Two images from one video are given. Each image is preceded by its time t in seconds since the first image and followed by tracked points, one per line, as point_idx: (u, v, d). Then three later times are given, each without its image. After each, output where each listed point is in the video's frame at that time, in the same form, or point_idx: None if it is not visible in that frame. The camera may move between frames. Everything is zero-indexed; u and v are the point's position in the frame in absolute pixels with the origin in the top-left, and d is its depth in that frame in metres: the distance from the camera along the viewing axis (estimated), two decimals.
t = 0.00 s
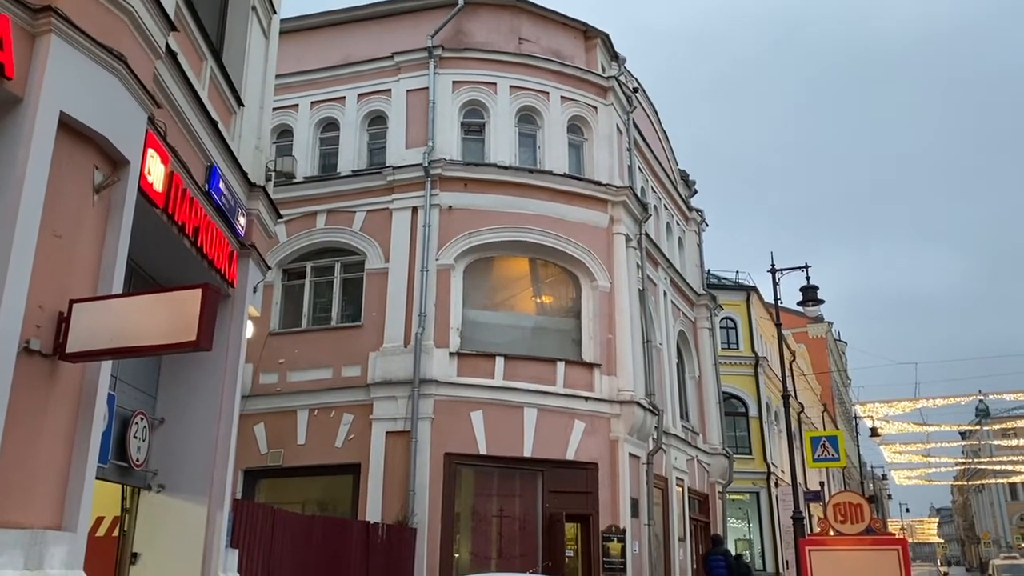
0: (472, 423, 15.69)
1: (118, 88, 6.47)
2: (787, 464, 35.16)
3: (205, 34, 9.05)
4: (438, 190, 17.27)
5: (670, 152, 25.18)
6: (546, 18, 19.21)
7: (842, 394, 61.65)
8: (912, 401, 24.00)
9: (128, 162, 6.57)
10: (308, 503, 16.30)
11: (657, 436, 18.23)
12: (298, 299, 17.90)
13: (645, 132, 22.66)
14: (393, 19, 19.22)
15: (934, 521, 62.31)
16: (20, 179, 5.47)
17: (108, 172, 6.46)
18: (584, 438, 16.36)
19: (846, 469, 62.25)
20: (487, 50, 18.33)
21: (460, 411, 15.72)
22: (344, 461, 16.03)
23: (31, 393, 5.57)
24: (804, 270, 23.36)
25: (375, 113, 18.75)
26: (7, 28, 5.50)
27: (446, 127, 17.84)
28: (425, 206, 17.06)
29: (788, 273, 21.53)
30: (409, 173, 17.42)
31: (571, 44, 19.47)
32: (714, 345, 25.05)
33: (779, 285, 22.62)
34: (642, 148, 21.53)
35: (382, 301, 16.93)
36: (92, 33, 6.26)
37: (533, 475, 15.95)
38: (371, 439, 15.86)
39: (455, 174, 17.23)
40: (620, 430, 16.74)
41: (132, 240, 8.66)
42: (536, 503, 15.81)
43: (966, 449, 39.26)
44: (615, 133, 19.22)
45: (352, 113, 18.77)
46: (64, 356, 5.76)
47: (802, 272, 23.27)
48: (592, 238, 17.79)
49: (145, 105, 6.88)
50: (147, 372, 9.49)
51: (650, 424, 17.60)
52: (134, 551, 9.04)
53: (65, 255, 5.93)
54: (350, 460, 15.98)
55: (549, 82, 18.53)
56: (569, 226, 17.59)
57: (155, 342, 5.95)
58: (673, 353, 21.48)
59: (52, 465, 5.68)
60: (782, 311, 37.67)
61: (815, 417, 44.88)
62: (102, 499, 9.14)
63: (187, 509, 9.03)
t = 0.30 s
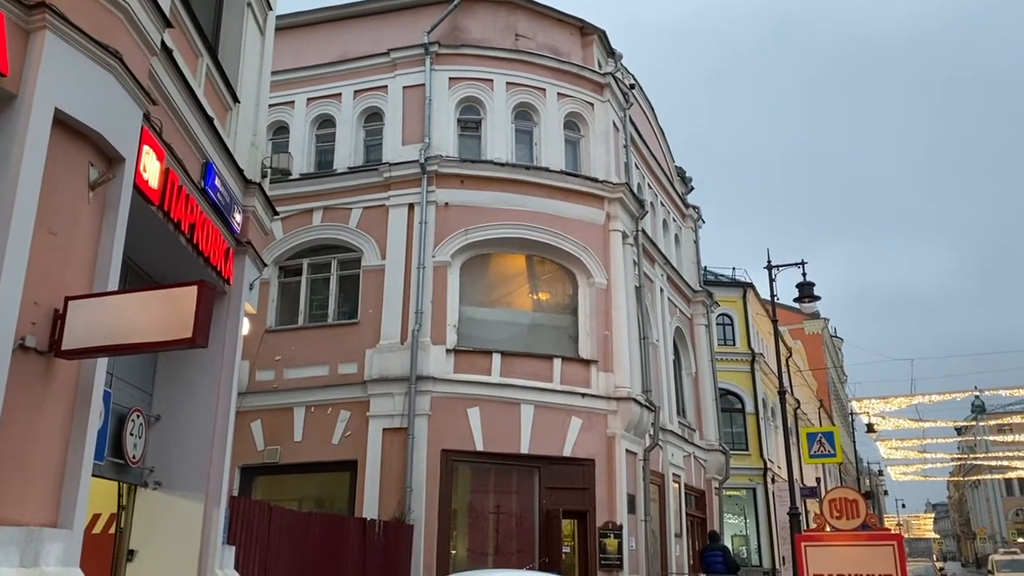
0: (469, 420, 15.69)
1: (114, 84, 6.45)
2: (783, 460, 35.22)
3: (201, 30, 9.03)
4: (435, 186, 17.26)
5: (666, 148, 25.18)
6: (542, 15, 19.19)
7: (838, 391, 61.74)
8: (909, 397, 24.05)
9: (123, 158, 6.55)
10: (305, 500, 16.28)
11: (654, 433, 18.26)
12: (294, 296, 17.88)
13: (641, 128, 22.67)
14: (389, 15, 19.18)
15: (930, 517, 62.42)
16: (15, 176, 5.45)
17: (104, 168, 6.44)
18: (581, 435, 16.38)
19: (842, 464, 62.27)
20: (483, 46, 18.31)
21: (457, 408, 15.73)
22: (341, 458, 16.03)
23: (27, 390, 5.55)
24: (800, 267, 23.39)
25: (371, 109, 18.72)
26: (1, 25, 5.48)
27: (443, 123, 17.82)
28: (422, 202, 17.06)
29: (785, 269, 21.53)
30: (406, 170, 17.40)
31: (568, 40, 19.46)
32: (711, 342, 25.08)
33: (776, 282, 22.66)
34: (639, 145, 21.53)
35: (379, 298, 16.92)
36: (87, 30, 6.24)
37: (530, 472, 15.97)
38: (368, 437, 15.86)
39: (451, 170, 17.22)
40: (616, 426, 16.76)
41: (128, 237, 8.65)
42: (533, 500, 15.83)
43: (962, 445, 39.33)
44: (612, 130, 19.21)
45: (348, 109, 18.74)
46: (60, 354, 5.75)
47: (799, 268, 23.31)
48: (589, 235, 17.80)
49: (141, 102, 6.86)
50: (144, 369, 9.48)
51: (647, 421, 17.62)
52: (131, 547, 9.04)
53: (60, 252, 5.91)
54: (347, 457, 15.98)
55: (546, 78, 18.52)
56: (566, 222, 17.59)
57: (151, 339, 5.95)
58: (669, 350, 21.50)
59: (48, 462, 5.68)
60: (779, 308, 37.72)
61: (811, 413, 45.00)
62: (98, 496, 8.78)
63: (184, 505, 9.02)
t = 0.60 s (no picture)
0: (465, 417, 15.70)
1: (109, 81, 6.44)
2: (779, 457, 35.29)
3: (196, 27, 9.01)
4: (431, 184, 17.25)
5: (662, 146, 25.19)
6: (539, 12, 19.18)
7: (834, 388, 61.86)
8: (903, 394, 24.11)
9: (118, 155, 6.53)
10: (300, 498, 16.27)
11: (650, 430, 18.28)
12: (290, 293, 17.86)
13: (637, 126, 22.67)
14: (385, 12, 19.16)
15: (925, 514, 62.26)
16: (9, 173, 5.43)
17: (99, 166, 6.42)
18: (577, 432, 16.39)
19: (838, 461, 62.38)
20: (479, 44, 18.30)
21: (453, 405, 15.73)
22: (337, 455, 16.03)
23: (22, 387, 5.54)
24: (795, 264, 23.42)
25: (367, 106, 18.70)
26: None
27: (438, 121, 17.80)
28: (418, 200, 17.04)
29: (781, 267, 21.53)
30: (402, 167, 17.39)
31: (564, 38, 19.44)
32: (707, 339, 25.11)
33: (771, 279, 22.70)
34: (635, 142, 21.53)
35: (375, 295, 16.91)
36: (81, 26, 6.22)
37: (525, 469, 15.98)
38: (364, 434, 15.86)
39: (447, 168, 17.21)
40: (612, 423, 16.76)
41: (123, 235, 8.62)
42: (529, 497, 15.84)
43: (957, 442, 39.43)
44: (608, 127, 19.21)
45: (344, 106, 18.71)
46: (54, 351, 5.74)
47: (794, 266, 23.34)
48: (585, 233, 17.80)
49: (136, 99, 6.84)
50: (139, 366, 9.46)
51: (642, 418, 17.64)
52: (126, 545, 9.01)
53: (54, 249, 5.90)
54: (343, 455, 15.97)
55: (542, 75, 18.50)
56: (562, 219, 17.59)
57: (145, 336, 5.93)
58: (665, 347, 21.52)
59: (43, 459, 5.66)
60: (774, 305, 37.79)
61: (807, 410, 45.09)
62: (92, 493, 9.04)
63: (180, 502, 9.02)
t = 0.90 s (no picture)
0: (459, 415, 15.69)
1: (103, 78, 6.41)
2: (773, 456, 35.36)
3: (190, 24, 8.99)
4: (425, 182, 17.23)
5: (657, 145, 25.21)
6: (534, 10, 19.18)
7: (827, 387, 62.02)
8: (897, 393, 24.16)
9: (112, 153, 6.51)
10: (295, 496, 16.25)
11: (644, 428, 18.30)
12: (285, 291, 17.83)
13: (632, 125, 22.68)
14: (380, 10, 19.13)
15: (918, 513, 62.46)
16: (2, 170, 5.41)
17: (92, 163, 6.40)
18: (571, 431, 16.40)
19: (831, 460, 62.57)
20: (475, 42, 18.29)
21: (447, 404, 15.72)
22: (331, 454, 16.01)
23: (15, 385, 5.53)
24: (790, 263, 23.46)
25: (362, 104, 18.67)
26: None
27: (433, 119, 17.79)
28: (413, 198, 17.02)
29: (774, 266, 21.52)
30: (397, 165, 17.37)
31: (559, 36, 19.44)
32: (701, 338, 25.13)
33: (766, 278, 22.75)
34: (630, 141, 21.55)
35: (369, 293, 16.89)
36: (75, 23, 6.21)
37: (520, 468, 15.99)
38: (358, 433, 15.84)
39: (442, 166, 17.19)
40: (607, 422, 16.78)
41: (117, 232, 8.60)
42: (523, 495, 15.84)
43: (950, 441, 39.54)
44: (603, 126, 19.21)
45: (339, 104, 18.67)
46: (48, 348, 5.72)
47: (788, 265, 23.38)
48: (580, 231, 17.80)
49: (130, 97, 6.83)
50: (132, 364, 9.42)
51: (637, 417, 17.66)
52: (119, 543, 9.00)
53: (48, 247, 5.88)
54: (338, 453, 15.95)
55: (537, 74, 18.50)
56: (557, 218, 17.59)
57: (139, 333, 5.91)
58: (660, 346, 21.54)
59: (36, 457, 5.65)
60: (768, 304, 37.85)
61: (800, 409, 45.20)
62: (86, 491, 9.10)
63: (173, 501, 9.01)
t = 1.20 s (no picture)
0: (451, 415, 15.69)
1: (95, 75, 6.39)
2: (764, 456, 35.47)
3: (183, 22, 8.96)
4: (419, 181, 17.22)
5: (650, 145, 25.24)
6: (527, 10, 19.19)
7: (819, 387, 62.20)
8: (888, 393, 24.25)
9: (104, 150, 6.49)
10: (286, 495, 16.22)
11: (636, 428, 18.33)
12: (277, 289, 17.80)
13: (626, 125, 22.71)
14: (374, 8, 19.11)
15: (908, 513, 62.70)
16: None
17: (84, 160, 6.38)
18: (564, 430, 16.42)
19: (823, 460, 62.74)
20: (468, 41, 18.28)
21: (440, 403, 15.72)
22: (323, 452, 15.99)
23: (5, 382, 5.51)
24: (782, 263, 23.51)
25: (355, 103, 18.64)
26: None
27: (427, 117, 17.77)
28: (406, 197, 17.01)
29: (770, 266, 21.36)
30: (390, 164, 17.35)
31: (552, 36, 19.45)
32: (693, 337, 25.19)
33: (758, 278, 22.82)
34: (623, 141, 21.58)
35: (362, 292, 16.87)
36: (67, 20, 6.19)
37: (512, 467, 16.00)
38: (351, 431, 15.82)
39: (435, 165, 17.18)
40: (599, 421, 16.81)
41: (108, 230, 8.56)
42: (515, 494, 15.85)
43: (941, 441, 39.70)
44: (596, 125, 19.23)
45: (332, 102, 18.64)
46: (39, 346, 5.70)
47: (780, 265, 23.44)
48: (573, 231, 17.82)
49: (122, 94, 6.80)
50: (124, 362, 9.40)
51: (629, 416, 17.68)
52: (110, 542, 8.99)
53: (39, 244, 5.86)
54: (330, 452, 15.94)
55: (531, 73, 18.50)
56: (550, 217, 17.60)
57: (131, 332, 5.90)
58: (652, 345, 21.58)
59: (27, 455, 5.63)
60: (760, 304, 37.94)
61: (792, 409, 45.32)
62: (77, 490, 9.17)
63: (165, 499, 8.98)
